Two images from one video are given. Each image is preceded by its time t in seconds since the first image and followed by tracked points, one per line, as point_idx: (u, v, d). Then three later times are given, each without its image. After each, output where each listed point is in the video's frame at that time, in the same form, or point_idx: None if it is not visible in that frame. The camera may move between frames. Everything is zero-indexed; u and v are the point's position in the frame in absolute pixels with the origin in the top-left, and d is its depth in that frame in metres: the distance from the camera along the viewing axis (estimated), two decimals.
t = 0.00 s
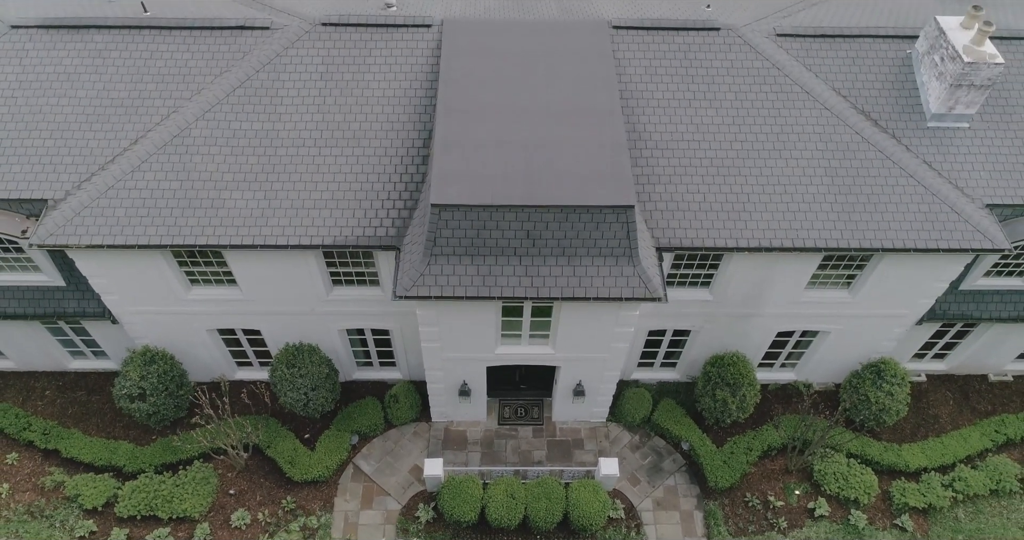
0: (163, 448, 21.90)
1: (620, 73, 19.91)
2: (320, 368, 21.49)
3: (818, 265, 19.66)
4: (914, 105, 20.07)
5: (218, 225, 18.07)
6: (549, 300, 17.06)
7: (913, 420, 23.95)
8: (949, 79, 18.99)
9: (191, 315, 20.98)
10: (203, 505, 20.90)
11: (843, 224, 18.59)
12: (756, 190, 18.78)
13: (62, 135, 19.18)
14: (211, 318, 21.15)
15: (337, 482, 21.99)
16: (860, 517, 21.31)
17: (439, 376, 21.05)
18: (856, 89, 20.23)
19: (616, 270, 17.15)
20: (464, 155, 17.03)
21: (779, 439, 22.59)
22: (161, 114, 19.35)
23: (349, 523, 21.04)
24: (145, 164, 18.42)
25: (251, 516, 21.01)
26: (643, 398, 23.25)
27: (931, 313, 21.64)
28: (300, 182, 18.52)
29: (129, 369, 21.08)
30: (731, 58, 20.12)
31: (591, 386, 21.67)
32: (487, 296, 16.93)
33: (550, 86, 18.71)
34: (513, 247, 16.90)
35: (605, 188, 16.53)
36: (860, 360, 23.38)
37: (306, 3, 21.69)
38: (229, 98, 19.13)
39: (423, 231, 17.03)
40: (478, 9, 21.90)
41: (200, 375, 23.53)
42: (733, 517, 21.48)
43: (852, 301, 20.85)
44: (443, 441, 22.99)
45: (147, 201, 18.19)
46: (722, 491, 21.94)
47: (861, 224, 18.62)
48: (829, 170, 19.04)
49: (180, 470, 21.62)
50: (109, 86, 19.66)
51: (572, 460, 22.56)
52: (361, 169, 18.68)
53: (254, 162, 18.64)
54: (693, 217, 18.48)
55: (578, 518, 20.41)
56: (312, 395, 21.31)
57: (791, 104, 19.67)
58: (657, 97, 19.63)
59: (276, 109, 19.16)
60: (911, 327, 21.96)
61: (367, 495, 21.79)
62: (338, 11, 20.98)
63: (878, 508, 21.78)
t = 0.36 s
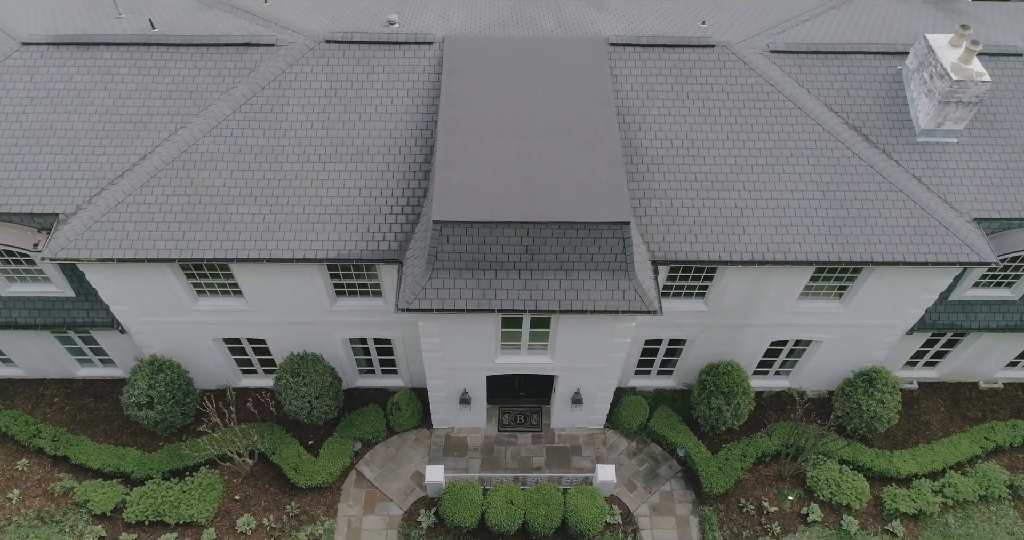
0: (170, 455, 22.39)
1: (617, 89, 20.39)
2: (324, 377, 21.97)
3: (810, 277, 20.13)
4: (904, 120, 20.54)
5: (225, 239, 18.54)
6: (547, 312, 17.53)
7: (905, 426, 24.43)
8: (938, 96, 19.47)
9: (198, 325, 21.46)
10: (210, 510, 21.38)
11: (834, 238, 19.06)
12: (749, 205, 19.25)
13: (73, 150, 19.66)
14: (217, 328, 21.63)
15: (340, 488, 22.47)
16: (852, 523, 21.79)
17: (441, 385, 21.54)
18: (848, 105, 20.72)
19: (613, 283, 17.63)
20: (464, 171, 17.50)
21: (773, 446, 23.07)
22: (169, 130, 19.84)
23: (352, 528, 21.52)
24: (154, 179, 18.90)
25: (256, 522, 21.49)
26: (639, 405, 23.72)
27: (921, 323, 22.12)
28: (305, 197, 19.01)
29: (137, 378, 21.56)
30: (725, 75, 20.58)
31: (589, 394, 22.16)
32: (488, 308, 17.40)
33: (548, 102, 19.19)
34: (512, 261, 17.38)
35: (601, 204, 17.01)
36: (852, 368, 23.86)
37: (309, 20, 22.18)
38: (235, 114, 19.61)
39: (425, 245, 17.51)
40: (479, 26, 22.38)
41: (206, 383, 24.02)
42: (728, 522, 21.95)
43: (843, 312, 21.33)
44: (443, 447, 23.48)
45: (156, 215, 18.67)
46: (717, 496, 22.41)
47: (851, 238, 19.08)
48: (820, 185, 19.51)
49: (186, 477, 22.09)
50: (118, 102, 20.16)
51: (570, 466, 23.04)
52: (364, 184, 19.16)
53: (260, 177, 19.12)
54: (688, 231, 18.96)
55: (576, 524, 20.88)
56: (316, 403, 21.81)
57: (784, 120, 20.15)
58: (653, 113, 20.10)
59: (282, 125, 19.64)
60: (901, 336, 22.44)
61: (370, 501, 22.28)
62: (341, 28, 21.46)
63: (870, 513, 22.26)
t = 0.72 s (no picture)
0: (178, 461, 22.92)
1: (615, 106, 20.90)
2: (328, 386, 22.50)
3: (803, 289, 20.65)
4: (894, 136, 21.07)
5: (234, 253, 19.08)
6: (547, 325, 18.05)
7: (897, 433, 24.96)
8: (927, 113, 19.99)
9: (206, 335, 21.98)
10: (217, 516, 21.91)
11: (826, 251, 19.58)
12: (742, 219, 19.78)
13: (85, 165, 20.19)
14: (225, 338, 22.16)
15: (344, 494, 23.00)
16: (844, 528, 22.33)
17: (442, 393, 22.06)
18: (840, 121, 21.25)
19: (610, 297, 18.15)
20: (466, 187, 18.00)
21: (767, 453, 23.59)
22: (178, 146, 20.39)
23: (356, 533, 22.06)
24: (164, 194, 19.42)
25: (262, 527, 22.03)
26: (637, 413, 24.24)
27: (912, 333, 22.65)
28: (311, 211, 19.54)
29: (146, 387, 22.10)
30: (720, 92, 21.12)
31: (587, 403, 22.69)
32: (489, 321, 17.92)
33: (548, 119, 19.69)
34: (513, 275, 17.90)
35: (599, 220, 17.52)
36: (845, 376, 24.38)
37: (314, 37, 22.72)
38: (243, 130, 20.14)
39: (427, 259, 18.02)
40: (480, 43, 22.92)
41: (213, 390, 24.56)
42: (723, 527, 22.49)
43: (836, 322, 21.86)
44: (445, 454, 24.00)
45: (166, 230, 19.20)
46: (712, 502, 22.94)
47: (842, 251, 19.60)
48: (813, 200, 20.04)
49: (194, 483, 22.62)
50: (129, 118, 20.70)
51: (569, 472, 23.58)
52: (369, 199, 19.69)
53: (268, 192, 19.66)
54: (683, 245, 19.48)
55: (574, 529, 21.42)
56: (321, 411, 22.34)
57: (777, 136, 20.67)
58: (649, 129, 20.62)
59: (288, 142, 20.18)
60: (893, 346, 22.97)
61: (373, 506, 22.82)
62: (345, 46, 21.99)
63: (861, 518, 22.81)
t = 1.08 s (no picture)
0: (186, 468, 23.44)
1: (612, 122, 21.44)
2: (333, 394, 23.02)
3: (796, 300, 21.16)
4: (885, 151, 21.61)
5: (242, 266, 19.60)
6: (546, 337, 18.59)
7: (889, 440, 25.49)
8: (917, 129, 20.51)
9: (213, 344, 22.50)
10: (224, 521, 22.42)
11: (818, 264, 20.09)
12: (736, 233, 20.31)
13: (96, 180, 20.71)
14: (232, 347, 22.68)
15: (348, 499, 23.52)
16: (837, 533, 22.85)
17: (444, 402, 22.58)
18: (832, 136, 21.79)
19: (608, 310, 18.67)
20: (468, 203, 18.53)
21: (762, 459, 24.10)
22: (187, 161, 20.91)
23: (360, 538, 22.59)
24: (174, 209, 19.93)
25: (269, 532, 22.56)
26: (634, 420, 24.75)
27: (903, 342, 23.17)
28: (317, 225, 20.07)
29: (155, 396, 22.60)
30: (716, 108, 21.67)
31: (586, 411, 23.21)
32: (490, 333, 18.44)
33: (547, 136, 20.22)
34: (513, 289, 18.44)
35: (597, 236, 18.04)
36: (838, 384, 24.90)
37: (319, 52, 23.25)
38: (250, 146, 20.67)
39: (430, 273, 18.54)
40: (481, 59, 23.46)
41: (219, 398, 25.09)
42: (718, 532, 23.01)
43: (828, 332, 22.38)
44: (447, 460, 24.53)
45: (176, 244, 19.71)
46: (708, 507, 23.46)
47: (834, 264, 20.11)
48: (805, 214, 20.56)
49: (201, 489, 23.13)
50: (139, 134, 21.22)
51: (568, 478, 24.11)
52: (373, 213, 20.21)
53: (275, 207, 20.18)
54: (678, 258, 20.01)
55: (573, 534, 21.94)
56: (326, 419, 22.87)
57: (770, 151, 21.20)
58: (646, 145, 21.16)
59: (294, 157, 20.71)
60: (884, 355, 23.50)
61: (377, 512, 23.34)
62: (350, 62, 22.51)
63: (854, 523, 23.35)
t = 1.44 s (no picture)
0: (193, 474, 24.02)
1: (610, 138, 22.01)
2: (337, 402, 23.59)
3: (788, 312, 21.74)
4: (876, 167, 22.19)
5: (250, 279, 20.17)
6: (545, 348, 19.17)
7: (881, 446, 26.07)
8: (906, 146, 21.08)
9: (221, 354, 23.06)
10: (231, 526, 23.01)
11: (810, 277, 20.65)
12: (730, 247, 20.88)
13: (107, 195, 21.27)
14: (239, 357, 23.25)
15: (352, 505, 24.10)
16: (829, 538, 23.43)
17: (446, 410, 23.15)
18: (824, 151, 22.38)
19: (605, 322, 19.25)
20: (470, 219, 19.10)
21: (756, 465, 24.68)
22: (196, 176, 21.48)
23: None
24: (183, 223, 20.48)
25: (275, 536, 23.14)
26: (632, 427, 25.31)
27: (894, 352, 23.74)
28: (323, 239, 20.64)
29: (164, 404, 23.17)
30: (711, 125, 22.26)
31: (584, 418, 23.78)
32: (491, 345, 19.03)
33: (546, 152, 20.78)
34: (513, 302, 19.02)
35: (594, 252, 18.61)
36: (831, 392, 25.47)
37: (324, 68, 23.83)
38: (258, 161, 21.24)
39: (433, 287, 19.12)
40: (482, 75, 24.05)
41: (226, 405, 25.66)
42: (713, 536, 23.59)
43: (821, 342, 22.96)
44: (448, 466, 25.10)
45: (186, 257, 20.26)
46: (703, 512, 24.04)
47: (826, 277, 20.66)
48: (798, 228, 21.12)
49: (209, 494, 23.71)
50: (149, 150, 21.79)
51: (567, 484, 24.69)
52: (377, 228, 20.78)
53: (281, 221, 20.76)
54: (674, 271, 20.57)
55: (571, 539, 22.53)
56: (331, 427, 23.45)
57: (764, 167, 21.77)
58: (642, 160, 21.74)
59: (300, 172, 21.28)
60: (875, 364, 24.07)
61: (380, 517, 23.92)
62: (354, 78, 23.08)
63: (845, 528, 23.93)
